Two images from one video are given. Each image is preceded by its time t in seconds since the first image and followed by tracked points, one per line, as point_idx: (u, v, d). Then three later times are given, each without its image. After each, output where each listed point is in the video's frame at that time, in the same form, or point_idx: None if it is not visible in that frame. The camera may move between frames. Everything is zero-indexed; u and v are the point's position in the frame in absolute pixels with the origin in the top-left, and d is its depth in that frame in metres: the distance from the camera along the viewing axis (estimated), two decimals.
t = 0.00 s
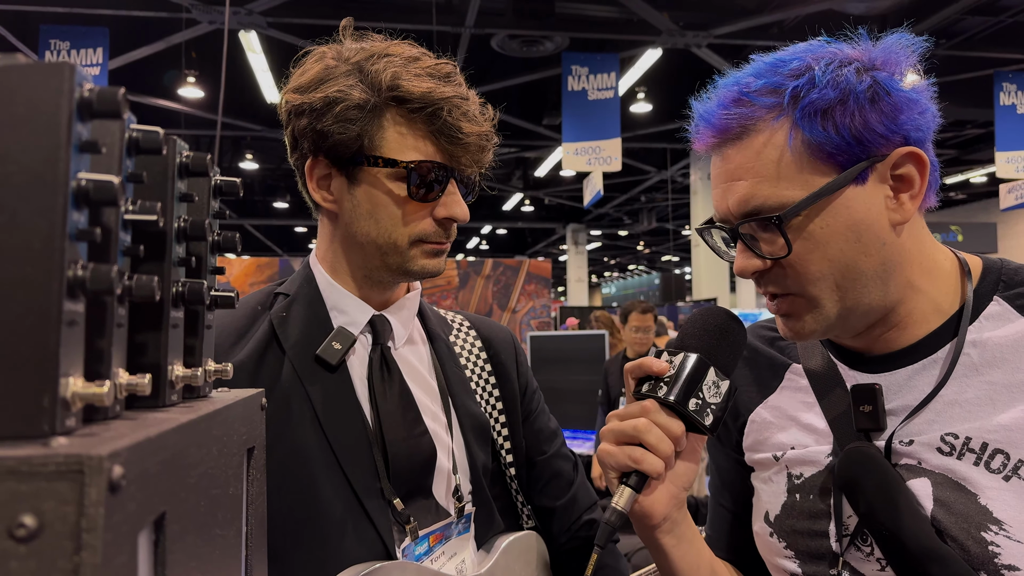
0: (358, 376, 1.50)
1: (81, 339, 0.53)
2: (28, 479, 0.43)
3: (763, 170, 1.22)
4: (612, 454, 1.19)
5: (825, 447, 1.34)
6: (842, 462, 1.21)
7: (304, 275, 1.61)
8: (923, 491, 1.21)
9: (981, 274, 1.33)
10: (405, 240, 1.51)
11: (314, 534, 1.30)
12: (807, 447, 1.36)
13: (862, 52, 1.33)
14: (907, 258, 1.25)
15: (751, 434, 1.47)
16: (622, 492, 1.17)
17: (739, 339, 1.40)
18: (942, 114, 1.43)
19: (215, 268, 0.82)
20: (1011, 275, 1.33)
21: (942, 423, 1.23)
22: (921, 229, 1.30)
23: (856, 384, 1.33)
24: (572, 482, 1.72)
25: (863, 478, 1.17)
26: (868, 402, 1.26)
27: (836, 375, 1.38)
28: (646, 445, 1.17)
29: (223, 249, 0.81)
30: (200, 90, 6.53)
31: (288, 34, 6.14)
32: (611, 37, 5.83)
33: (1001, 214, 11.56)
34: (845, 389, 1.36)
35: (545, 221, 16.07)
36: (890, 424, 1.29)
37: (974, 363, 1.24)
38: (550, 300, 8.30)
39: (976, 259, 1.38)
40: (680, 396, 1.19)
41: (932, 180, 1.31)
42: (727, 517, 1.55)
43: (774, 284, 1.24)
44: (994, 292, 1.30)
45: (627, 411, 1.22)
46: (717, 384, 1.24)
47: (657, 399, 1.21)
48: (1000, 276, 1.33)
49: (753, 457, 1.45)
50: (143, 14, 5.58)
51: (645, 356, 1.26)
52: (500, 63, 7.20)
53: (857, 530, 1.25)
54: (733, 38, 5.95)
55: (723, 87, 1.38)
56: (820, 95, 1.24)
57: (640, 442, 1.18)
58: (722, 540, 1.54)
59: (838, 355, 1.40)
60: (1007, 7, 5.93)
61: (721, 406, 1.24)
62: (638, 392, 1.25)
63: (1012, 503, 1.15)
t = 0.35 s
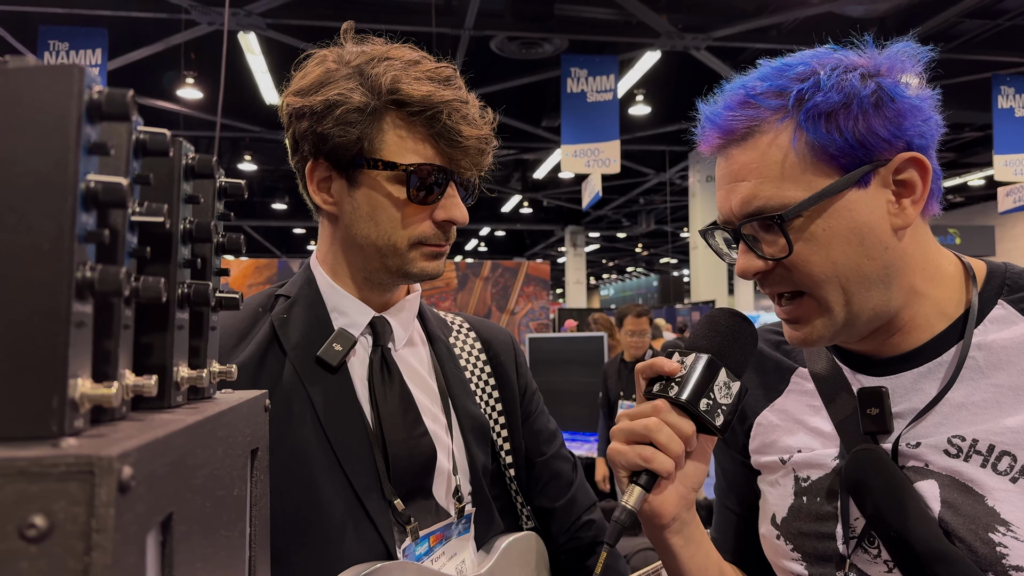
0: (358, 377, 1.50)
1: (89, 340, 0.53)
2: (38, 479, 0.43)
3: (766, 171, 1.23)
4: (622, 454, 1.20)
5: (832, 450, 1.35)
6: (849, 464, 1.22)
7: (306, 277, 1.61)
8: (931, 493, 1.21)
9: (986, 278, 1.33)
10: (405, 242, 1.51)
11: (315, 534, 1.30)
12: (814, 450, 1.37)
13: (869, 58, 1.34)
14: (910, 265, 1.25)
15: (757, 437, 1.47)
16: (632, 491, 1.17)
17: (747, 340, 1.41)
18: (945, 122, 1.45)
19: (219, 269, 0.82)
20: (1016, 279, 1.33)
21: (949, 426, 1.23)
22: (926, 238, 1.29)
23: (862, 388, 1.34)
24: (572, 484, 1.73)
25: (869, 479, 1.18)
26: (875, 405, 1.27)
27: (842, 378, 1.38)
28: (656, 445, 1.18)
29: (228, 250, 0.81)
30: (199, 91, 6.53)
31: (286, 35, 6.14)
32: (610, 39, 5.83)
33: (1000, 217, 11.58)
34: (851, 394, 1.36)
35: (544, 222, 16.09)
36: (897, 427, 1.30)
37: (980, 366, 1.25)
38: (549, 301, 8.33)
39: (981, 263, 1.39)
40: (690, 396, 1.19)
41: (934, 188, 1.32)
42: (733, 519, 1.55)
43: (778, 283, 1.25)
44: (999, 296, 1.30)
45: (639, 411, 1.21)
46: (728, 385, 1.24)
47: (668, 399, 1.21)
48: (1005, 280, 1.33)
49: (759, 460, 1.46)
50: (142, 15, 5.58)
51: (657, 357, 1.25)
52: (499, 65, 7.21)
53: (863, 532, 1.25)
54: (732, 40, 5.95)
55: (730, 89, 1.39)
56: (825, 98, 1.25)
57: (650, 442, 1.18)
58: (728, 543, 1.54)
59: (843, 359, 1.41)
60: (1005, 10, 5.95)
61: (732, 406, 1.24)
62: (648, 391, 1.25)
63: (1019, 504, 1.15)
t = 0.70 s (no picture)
0: (357, 380, 1.51)
1: (96, 347, 0.54)
2: (49, 485, 0.44)
3: (752, 176, 1.25)
4: (616, 455, 1.21)
5: (825, 452, 1.36)
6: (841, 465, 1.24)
7: (306, 280, 1.62)
8: (921, 493, 1.23)
9: (973, 281, 1.35)
10: (390, 252, 1.52)
11: (313, 536, 1.31)
12: (807, 453, 1.38)
13: (837, 64, 1.37)
14: (897, 259, 1.27)
15: (750, 441, 1.49)
16: (626, 492, 1.18)
17: (738, 344, 1.43)
18: (917, 121, 1.44)
19: (221, 276, 0.83)
20: (1002, 281, 1.35)
21: (938, 427, 1.25)
22: (909, 233, 1.32)
23: (853, 391, 1.35)
24: (568, 487, 1.74)
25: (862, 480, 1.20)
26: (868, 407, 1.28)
27: (833, 380, 1.39)
28: (649, 446, 1.19)
29: (229, 257, 0.82)
30: (196, 92, 6.54)
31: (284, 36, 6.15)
32: (607, 41, 5.86)
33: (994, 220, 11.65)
34: (842, 395, 1.37)
35: (540, 224, 16.11)
36: (888, 428, 1.31)
37: (967, 367, 1.27)
38: (545, 304, 8.33)
39: (967, 267, 1.41)
40: (681, 397, 1.21)
41: (914, 184, 1.34)
42: (727, 523, 1.56)
43: (770, 288, 1.25)
44: (986, 298, 1.32)
45: (631, 414, 1.23)
46: (718, 387, 1.27)
47: (659, 401, 1.22)
48: (992, 283, 1.35)
49: (753, 463, 1.47)
50: (139, 16, 5.58)
51: (648, 360, 1.27)
52: (496, 67, 7.23)
53: (855, 532, 1.26)
54: (728, 43, 5.99)
55: (708, 107, 1.41)
56: (803, 102, 1.27)
57: (642, 443, 1.19)
58: (722, 547, 1.54)
59: (834, 363, 1.42)
60: (999, 15, 5.99)
61: (722, 408, 1.26)
62: (641, 395, 1.27)
63: (1008, 503, 1.17)
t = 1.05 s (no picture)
0: (355, 377, 1.50)
1: (89, 342, 0.54)
2: (40, 480, 0.43)
3: (751, 160, 1.25)
4: (614, 440, 1.21)
5: (819, 449, 1.35)
6: (836, 460, 1.24)
7: (306, 277, 1.61)
8: (915, 489, 1.22)
9: (967, 280, 1.36)
10: (369, 246, 1.49)
11: (310, 535, 1.30)
12: (801, 450, 1.38)
13: (846, 61, 1.37)
14: (891, 257, 1.27)
15: (743, 437, 1.49)
16: (622, 477, 1.16)
17: (738, 336, 1.42)
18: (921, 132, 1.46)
19: (216, 272, 0.83)
20: (996, 280, 1.36)
21: (932, 423, 1.25)
22: (905, 231, 1.32)
23: (847, 387, 1.35)
24: (567, 487, 1.73)
25: (856, 474, 1.20)
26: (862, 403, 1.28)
27: (827, 377, 1.40)
28: (645, 430, 1.19)
29: (224, 252, 0.82)
30: (193, 90, 6.52)
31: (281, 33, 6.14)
32: (605, 40, 5.86)
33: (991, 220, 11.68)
34: (835, 390, 1.37)
35: (538, 223, 16.12)
36: (882, 425, 1.31)
37: (961, 364, 1.26)
38: (543, 302, 8.33)
39: (962, 267, 1.41)
40: (677, 382, 1.21)
41: (912, 185, 1.34)
42: (720, 519, 1.56)
43: (762, 275, 1.24)
44: (980, 297, 1.32)
45: (627, 400, 1.24)
46: (714, 374, 1.25)
47: (657, 388, 1.22)
48: (986, 282, 1.35)
49: (746, 460, 1.47)
50: (135, 14, 5.56)
51: (644, 350, 1.27)
52: (494, 65, 7.23)
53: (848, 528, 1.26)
54: (726, 43, 5.99)
55: (716, 94, 1.41)
56: (806, 92, 1.28)
57: (639, 427, 1.19)
58: (716, 542, 1.54)
59: (829, 359, 1.43)
60: (997, 14, 6.00)
61: (718, 395, 1.25)
62: (638, 382, 1.27)
63: (1001, 498, 1.16)
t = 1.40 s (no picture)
0: (354, 371, 1.50)
1: (82, 330, 0.53)
2: (32, 468, 0.43)
3: (756, 137, 1.27)
4: (606, 415, 1.21)
5: (814, 436, 1.36)
6: (830, 451, 1.23)
7: (305, 269, 1.61)
8: (909, 479, 1.23)
9: (968, 274, 1.34)
10: (371, 239, 1.49)
11: (309, 529, 1.30)
12: (796, 437, 1.38)
13: (865, 45, 1.35)
14: (890, 243, 1.26)
15: (739, 422, 1.49)
16: (615, 452, 1.18)
17: (730, 317, 1.42)
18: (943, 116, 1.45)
19: (210, 262, 0.82)
20: (997, 275, 1.35)
21: (926, 415, 1.26)
22: (910, 217, 1.30)
23: (844, 375, 1.35)
24: (566, 481, 1.73)
25: (852, 466, 1.19)
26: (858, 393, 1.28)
27: (824, 365, 1.40)
28: (637, 404, 1.19)
29: (219, 243, 0.81)
30: (189, 84, 6.49)
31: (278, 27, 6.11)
32: (602, 35, 5.84)
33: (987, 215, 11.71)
34: (832, 378, 1.38)
35: (535, 218, 16.12)
36: (878, 416, 1.32)
37: (957, 356, 1.27)
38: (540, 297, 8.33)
39: (963, 259, 1.40)
40: (670, 357, 1.20)
41: (926, 172, 1.32)
42: (716, 505, 1.56)
43: (763, 253, 1.26)
44: (980, 290, 1.32)
45: (619, 376, 1.24)
46: (706, 350, 1.27)
47: (649, 362, 1.22)
48: (987, 276, 1.34)
49: (741, 446, 1.48)
50: (130, 8, 5.53)
51: (637, 325, 1.26)
52: (491, 60, 7.20)
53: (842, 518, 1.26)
54: (723, 38, 5.98)
55: (738, 68, 1.42)
56: (817, 73, 1.27)
57: (631, 402, 1.19)
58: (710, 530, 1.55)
59: (828, 348, 1.43)
60: (994, 10, 5.98)
61: (710, 370, 1.27)
62: (629, 359, 1.26)
63: (993, 490, 1.16)
